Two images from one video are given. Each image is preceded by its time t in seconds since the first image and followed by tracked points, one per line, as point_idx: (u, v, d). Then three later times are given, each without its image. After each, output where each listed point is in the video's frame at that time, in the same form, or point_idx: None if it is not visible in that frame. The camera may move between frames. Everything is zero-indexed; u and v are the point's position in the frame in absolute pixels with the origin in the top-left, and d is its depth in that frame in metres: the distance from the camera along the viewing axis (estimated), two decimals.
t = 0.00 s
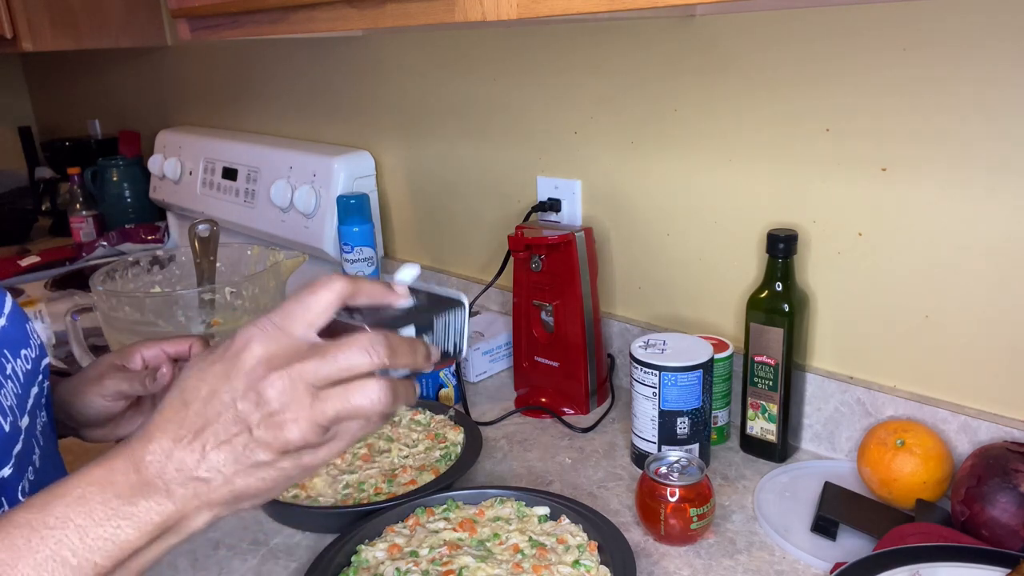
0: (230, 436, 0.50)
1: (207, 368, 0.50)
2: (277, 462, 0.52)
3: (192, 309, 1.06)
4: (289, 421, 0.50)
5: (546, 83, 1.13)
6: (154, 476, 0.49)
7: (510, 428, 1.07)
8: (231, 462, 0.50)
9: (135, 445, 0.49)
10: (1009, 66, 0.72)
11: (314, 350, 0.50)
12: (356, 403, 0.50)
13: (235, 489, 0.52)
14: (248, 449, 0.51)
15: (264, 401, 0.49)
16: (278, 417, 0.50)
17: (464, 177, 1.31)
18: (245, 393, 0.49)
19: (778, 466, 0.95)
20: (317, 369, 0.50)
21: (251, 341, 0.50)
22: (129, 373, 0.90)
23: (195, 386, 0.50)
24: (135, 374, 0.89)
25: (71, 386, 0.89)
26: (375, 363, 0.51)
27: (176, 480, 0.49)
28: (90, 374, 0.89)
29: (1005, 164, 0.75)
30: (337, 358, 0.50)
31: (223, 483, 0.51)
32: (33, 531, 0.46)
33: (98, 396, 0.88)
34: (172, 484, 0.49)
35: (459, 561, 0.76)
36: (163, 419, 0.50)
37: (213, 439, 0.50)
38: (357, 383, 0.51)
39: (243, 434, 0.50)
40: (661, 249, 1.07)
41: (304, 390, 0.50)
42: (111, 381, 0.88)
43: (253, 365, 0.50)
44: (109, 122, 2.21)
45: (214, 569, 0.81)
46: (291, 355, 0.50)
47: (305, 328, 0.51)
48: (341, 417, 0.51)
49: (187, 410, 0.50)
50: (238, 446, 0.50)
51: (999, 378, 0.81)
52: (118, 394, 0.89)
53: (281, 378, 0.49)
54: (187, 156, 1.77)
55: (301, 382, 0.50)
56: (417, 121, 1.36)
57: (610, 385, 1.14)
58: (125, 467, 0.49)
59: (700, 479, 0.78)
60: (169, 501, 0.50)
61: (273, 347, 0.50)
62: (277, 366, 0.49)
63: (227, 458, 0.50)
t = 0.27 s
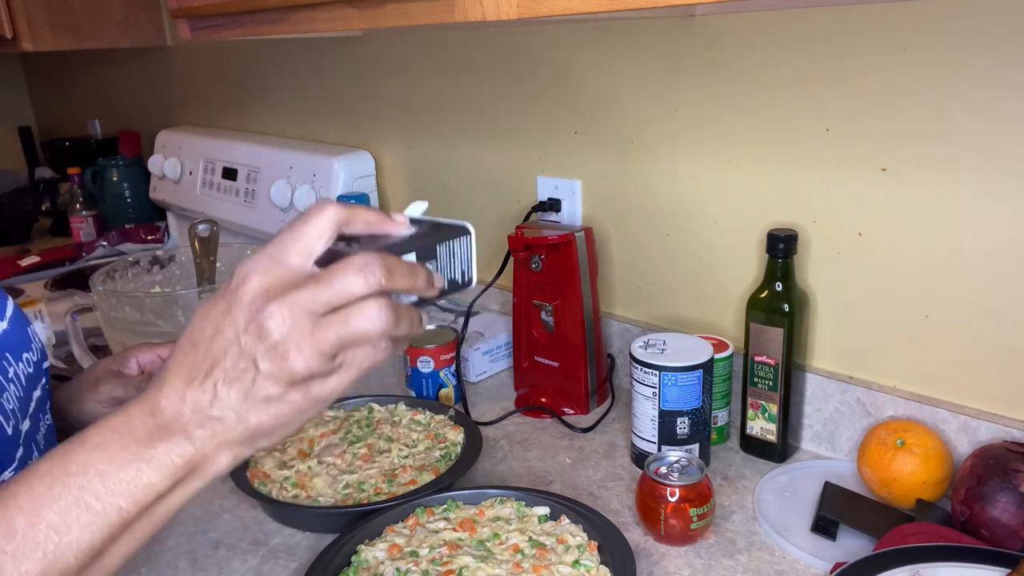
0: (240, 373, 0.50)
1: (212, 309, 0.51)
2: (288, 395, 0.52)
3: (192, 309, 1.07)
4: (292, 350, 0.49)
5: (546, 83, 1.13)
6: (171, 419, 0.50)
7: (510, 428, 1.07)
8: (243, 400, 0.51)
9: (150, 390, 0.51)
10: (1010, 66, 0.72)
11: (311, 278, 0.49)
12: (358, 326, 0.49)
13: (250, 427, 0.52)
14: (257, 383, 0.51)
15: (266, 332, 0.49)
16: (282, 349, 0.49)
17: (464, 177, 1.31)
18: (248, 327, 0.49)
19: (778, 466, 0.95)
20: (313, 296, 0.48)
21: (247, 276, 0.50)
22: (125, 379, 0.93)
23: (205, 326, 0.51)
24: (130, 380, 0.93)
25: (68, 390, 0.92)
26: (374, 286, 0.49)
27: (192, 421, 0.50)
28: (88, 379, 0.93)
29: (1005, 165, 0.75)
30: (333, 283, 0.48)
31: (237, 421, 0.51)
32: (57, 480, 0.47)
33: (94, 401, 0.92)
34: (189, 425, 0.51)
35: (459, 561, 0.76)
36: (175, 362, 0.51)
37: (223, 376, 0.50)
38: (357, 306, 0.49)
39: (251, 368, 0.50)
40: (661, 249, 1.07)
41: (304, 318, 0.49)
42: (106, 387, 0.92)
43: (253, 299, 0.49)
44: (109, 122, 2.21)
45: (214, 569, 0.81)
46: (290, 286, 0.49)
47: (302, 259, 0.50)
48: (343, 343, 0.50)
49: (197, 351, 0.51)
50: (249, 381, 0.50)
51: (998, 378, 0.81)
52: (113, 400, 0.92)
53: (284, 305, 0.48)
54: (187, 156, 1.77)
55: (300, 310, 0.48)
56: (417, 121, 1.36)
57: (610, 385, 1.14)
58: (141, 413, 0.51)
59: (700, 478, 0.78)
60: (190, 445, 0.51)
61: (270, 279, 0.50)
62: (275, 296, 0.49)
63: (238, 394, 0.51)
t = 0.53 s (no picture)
0: (309, 339, 0.52)
1: (285, 278, 0.52)
2: (351, 366, 0.54)
3: (192, 309, 1.07)
4: (365, 323, 0.53)
5: (546, 83, 1.13)
6: (237, 380, 0.50)
7: (510, 428, 1.07)
8: (310, 366, 0.52)
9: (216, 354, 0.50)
10: (1010, 66, 0.72)
11: (388, 258, 0.54)
12: (429, 305, 0.55)
13: (312, 394, 0.53)
14: (327, 351, 0.52)
15: (342, 304, 0.52)
16: (355, 321, 0.52)
17: (464, 177, 1.31)
18: (324, 296, 0.51)
19: (778, 466, 0.95)
20: (393, 274, 0.53)
21: (326, 250, 0.53)
22: (130, 385, 0.93)
23: (282, 290, 0.51)
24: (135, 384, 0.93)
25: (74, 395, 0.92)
26: (447, 270, 0.56)
27: (258, 383, 0.50)
28: (92, 386, 0.93)
29: (1005, 164, 0.75)
30: (412, 262, 0.54)
31: (300, 387, 0.52)
32: (129, 438, 0.46)
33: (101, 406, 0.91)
34: (254, 388, 0.50)
35: (459, 561, 0.76)
36: (243, 327, 0.51)
37: (293, 342, 0.51)
38: (431, 287, 0.55)
39: (322, 336, 0.52)
40: (661, 249, 1.07)
41: (380, 294, 0.53)
42: (111, 391, 0.91)
43: (332, 270, 0.52)
44: (109, 122, 2.21)
45: (214, 569, 0.81)
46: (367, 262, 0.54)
47: (377, 243, 0.57)
48: (412, 321, 0.55)
49: (267, 316, 0.51)
50: (317, 348, 0.52)
51: (998, 378, 0.81)
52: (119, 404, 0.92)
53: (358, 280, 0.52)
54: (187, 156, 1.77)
55: (378, 287, 0.53)
56: (417, 121, 1.36)
57: (610, 385, 1.14)
58: (208, 374, 0.49)
59: (700, 479, 0.78)
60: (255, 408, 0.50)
61: (349, 254, 0.54)
62: (353, 271, 0.53)
63: (305, 361, 0.52)
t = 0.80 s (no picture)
0: (329, 330, 0.52)
1: (301, 269, 0.52)
2: (374, 352, 0.54)
3: (192, 309, 1.07)
4: (382, 307, 0.53)
5: (546, 83, 1.13)
6: (265, 374, 0.51)
7: (510, 428, 1.07)
8: (334, 356, 0.53)
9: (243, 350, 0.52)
10: (1010, 66, 0.72)
11: (398, 239, 0.53)
12: (446, 282, 0.53)
13: (340, 386, 0.54)
14: (347, 340, 0.53)
15: (357, 289, 0.52)
16: (371, 306, 0.52)
17: (464, 177, 1.31)
18: (339, 285, 0.52)
19: (778, 466, 0.95)
20: (404, 256, 0.52)
21: (336, 237, 0.53)
22: (137, 384, 0.93)
23: (297, 285, 0.52)
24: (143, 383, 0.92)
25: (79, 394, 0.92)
26: (460, 246, 0.54)
27: (286, 377, 0.51)
28: (98, 384, 0.92)
29: (1005, 165, 0.75)
30: (423, 241, 0.52)
31: (327, 378, 0.53)
32: (166, 430, 0.47)
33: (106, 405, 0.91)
34: (283, 382, 0.51)
35: (459, 561, 0.76)
36: (266, 323, 0.52)
37: (315, 334, 0.52)
38: (446, 265, 0.53)
39: (341, 324, 0.52)
40: (661, 249, 1.07)
41: (396, 277, 0.53)
42: (119, 389, 0.91)
43: (344, 256, 0.52)
44: (109, 122, 2.21)
45: (214, 569, 0.81)
46: (380, 244, 0.53)
47: (387, 225, 0.54)
48: (431, 300, 0.54)
49: (287, 311, 0.52)
50: (339, 339, 0.52)
51: (998, 378, 0.82)
52: (126, 403, 0.92)
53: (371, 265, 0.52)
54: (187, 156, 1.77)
55: (390, 268, 0.52)
56: (417, 121, 1.36)
57: (610, 385, 1.14)
58: (236, 370, 0.51)
59: (700, 478, 0.78)
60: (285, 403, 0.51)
61: (360, 240, 0.53)
62: (366, 255, 0.52)
63: (329, 352, 0.53)
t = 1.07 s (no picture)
0: (227, 369, 0.51)
1: (199, 309, 0.51)
2: (273, 392, 0.52)
3: (191, 309, 1.07)
4: (276, 343, 0.49)
5: (546, 83, 1.13)
6: (169, 420, 0.53)
7: (510, 428, 1.07)
8: (233, 397, 0.51)
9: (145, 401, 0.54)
10: (1011, 66, 0.72)
11: (288, 268, 0.48)
12: (340, 310, 0.48)
13: (244, 429, 0.53)
14: (244, 380, 0.51)
15: (249, 327, 0.48)
16: (265, 341, 0.49)
17: (464, 177, 1.31)
18: (230, 323, 0.49)
19: (778, 466, 0.95)
20: (291, 284, 0.47)
21: (229, 269, 0.49)
22: (138, 389, 0.93)
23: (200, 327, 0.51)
24: (144, 389, 0.92)
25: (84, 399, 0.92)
26: (351, 268, 0.48)
27: (190, 422, 0.52)
28: (101, 388, 0.92)
29: (1005, 165, 0.75)
30: (308, 268, 0.47)
31: (229, 420, 0.52)
32: (60, 483, 0.49)
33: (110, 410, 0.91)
34: (189, 427, 0.53)
35: (460, 561, 0.76)
36: (172, 368, 0.53)
37: (214, 373, 0.51)
38: (335, 289, 0.48)
39: (237, 364, 0.50)
40: (661, 249, 1.07)
41: (285, 307, 0.48)
42: (120, 395, 0.91)
43: (233, 294, 0.49)
44: (109, 122, 2.21)
45: (214, 569, 0.81)
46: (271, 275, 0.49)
47: (282, 249, 0.49)
48: (325, 330, 0.49)
49: (190, 350, 0.52)
50: (238, 379, 0.51)
51: (998, 378, 0.81)
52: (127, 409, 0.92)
53: (263, 299, 0.48)
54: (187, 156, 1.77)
55: (279, 301, 0.48)
56: (417, 121, 1.36)
57: (610, 385, 1.14)
58: (142, 419, 0.53)
59: (700, 479, 0.78)
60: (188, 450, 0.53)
61: (251, 273, 0.49)
62: (252, 290, 0.48)
63: (229, 393, 0.52)
